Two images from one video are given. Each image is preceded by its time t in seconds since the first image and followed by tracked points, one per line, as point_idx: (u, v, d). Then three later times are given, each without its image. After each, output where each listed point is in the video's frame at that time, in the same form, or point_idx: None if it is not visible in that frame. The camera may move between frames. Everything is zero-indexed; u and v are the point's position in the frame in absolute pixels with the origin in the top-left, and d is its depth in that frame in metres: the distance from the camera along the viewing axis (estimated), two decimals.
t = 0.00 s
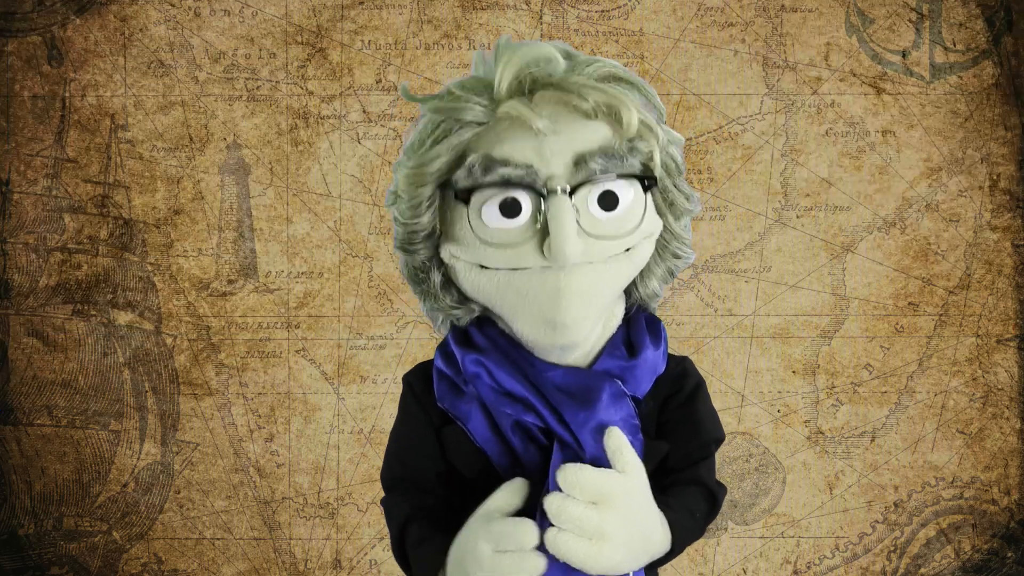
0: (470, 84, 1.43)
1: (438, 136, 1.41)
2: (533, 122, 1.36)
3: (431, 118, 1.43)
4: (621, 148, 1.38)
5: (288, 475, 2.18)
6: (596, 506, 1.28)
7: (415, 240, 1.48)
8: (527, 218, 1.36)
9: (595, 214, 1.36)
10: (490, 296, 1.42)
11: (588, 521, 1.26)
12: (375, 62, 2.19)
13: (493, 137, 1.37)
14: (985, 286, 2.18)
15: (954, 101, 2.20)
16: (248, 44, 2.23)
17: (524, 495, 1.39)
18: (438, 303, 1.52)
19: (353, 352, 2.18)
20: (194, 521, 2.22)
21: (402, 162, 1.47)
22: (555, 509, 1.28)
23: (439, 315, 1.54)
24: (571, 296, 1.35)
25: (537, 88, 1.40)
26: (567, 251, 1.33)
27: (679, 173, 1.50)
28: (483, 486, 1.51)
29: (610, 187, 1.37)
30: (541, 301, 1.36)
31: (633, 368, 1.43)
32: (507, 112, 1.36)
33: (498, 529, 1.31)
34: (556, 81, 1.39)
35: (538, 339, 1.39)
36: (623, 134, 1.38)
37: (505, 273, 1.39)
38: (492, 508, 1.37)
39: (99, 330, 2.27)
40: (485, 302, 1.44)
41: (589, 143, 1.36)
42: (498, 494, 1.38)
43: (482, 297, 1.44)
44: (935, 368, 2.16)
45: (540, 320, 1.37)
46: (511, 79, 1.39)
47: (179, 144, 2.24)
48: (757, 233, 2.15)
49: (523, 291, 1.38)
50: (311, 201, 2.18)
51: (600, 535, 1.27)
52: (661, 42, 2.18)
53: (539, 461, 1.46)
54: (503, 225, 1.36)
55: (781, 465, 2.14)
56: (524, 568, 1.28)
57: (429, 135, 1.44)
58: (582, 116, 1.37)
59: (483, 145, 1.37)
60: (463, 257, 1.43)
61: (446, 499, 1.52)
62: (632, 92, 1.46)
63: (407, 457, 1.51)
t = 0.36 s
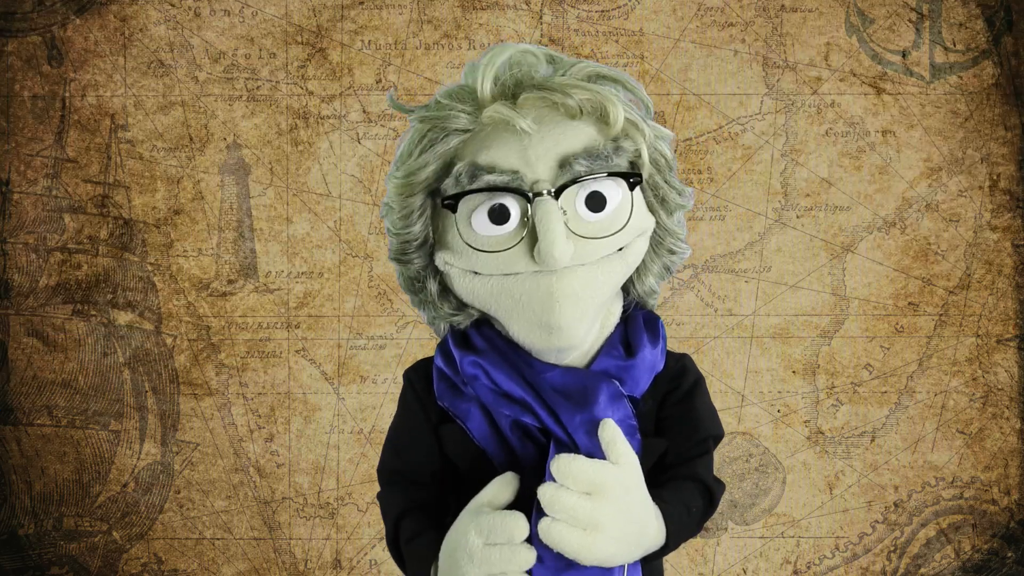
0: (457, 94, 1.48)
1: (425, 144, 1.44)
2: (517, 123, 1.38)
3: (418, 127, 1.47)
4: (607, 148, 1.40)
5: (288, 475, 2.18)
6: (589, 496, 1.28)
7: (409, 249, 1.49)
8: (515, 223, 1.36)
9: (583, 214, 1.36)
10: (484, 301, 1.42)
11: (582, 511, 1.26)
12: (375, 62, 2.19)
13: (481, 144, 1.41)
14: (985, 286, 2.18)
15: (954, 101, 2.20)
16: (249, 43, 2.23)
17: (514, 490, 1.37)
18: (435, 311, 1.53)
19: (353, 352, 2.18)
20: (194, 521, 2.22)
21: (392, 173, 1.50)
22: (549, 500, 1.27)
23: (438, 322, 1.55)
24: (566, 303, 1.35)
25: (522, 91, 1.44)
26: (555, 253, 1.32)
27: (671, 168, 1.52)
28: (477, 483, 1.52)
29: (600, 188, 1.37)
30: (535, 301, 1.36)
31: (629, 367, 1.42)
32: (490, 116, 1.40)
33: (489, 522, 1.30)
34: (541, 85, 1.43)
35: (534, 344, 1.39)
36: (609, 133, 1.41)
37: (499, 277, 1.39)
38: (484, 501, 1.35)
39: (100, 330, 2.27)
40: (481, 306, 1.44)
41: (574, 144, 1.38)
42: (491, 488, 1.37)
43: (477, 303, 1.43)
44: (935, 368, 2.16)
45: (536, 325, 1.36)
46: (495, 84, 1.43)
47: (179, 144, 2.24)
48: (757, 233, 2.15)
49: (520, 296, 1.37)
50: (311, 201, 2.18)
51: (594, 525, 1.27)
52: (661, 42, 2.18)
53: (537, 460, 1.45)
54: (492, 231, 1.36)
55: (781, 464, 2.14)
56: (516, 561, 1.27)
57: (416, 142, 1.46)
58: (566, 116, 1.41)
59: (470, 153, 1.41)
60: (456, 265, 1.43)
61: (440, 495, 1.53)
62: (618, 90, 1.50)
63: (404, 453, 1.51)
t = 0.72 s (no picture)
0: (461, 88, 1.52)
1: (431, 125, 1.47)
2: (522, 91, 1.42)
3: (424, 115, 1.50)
4: (610, 116, 1.42)
5: (288, 475, 2.18)
6: (616, 503, 1.26)
7: (415, 246, 1.48)
8: (519, 177, 1.35)
9: (588, 174, 1.35)
10: (493, 314, 1.41)
11: (609, 518, 1.24)
12: (375, 62, 2.19)
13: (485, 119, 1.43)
14: (985, 287, 2.18)
15: (954, 101, 2.20)
16: (249, 43, 2.23)
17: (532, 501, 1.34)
18: (442, 315, 1.51)
19: (353, 352, 2.18)
20: (194, 521, 2.22)
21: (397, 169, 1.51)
22: (576, 508, 1.25)
23: (441, 328, 1.53)
24: (579, 311, 1.34)
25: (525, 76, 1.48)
26: (562, 200, 1.29)
27: (678, 168, 1.54)
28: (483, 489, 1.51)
29: (604, 150, 1.38)
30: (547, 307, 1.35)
31: (640, 376, 1.43)
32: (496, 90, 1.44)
33: (505, 535, 1.28)
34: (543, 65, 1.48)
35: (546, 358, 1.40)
36: (612, 107, 1.44)
37: (510, 294, 1.38)
38: (502, 512, 1.33)
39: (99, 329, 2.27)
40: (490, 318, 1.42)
41: (577, 111, 1.41)
42: (509, 499, 1.34)
43: (485, 312, 1.42)
44: (935, 368, 2.16)
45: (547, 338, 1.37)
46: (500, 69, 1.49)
47: (179, 144, 2.24)
48: (757, 233, 2.15)
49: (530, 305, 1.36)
50: (310, 201, 2.18)
51: (622, 531, 1.25)
52: (661, 42, 2.18)
53: (547, 471, 1.45)
54: (498, 190, 1.35)
55: (781, 464, 2.14)
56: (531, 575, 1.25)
57: (422, 131, 1.50)
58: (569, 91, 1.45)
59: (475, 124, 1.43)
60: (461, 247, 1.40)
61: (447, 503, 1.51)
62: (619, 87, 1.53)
63: (407, 460, 1.51)
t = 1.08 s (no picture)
0: (492, 74, 1.49)
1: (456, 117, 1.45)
2: (551, 105, 1.39)
3: (451, 101, 1.48)
4: (636, 139, 1.40)
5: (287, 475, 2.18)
6: (655, 498, 1.26)
7: (424, 223, 1.50)
8: (538, 204, 1.36)
9: (606, 203, 1.37)
10: (495, 279, 1.42)
11: (649, 513, 1.25)
12: (375, 62, 2.19)
13: (511, 123, 1.41)
14: (985, 286, 2.18)
15: (954, 101, 2.20)
16: (249, 43, 2.23)
17: (502, 491, 1.30)
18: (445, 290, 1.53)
19: (353, 352, 2.18)
20: (194, 521, 2.22)
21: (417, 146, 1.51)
22: (619, 503, 1.24)
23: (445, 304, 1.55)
24: (576, 285, 1.34)
25: (557, 76, 1.44)
26: (577, 235, 1.32)
27: (694, 176, 1.52)
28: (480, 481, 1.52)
29: (624, 175, 1.37)
30: (545, 284, 1.36)
31: (637, 359, 1.42)
32: (525, 96, 1.40)
33: (463, 523, 1.29)
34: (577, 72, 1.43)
35: (543, 329, 1.38)
36: (640, 126, 1.41)
37: (512, 257, 1.39)
38: (469, 500, 1.31)
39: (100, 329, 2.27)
40: (493, 288, 1.43)
41: (604, 132, 1.39)
42: (482, 487, 1.32)
43: (489, 283, 1.43)
44: (935, 368, 2.16)
45: (545, 307, 1.36)
46: (533, 66, 1.44)
47: (179, 144, 2.24)
48: (757, 233, 2.15)
49: (530, 279, 1.37)
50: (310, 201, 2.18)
51: (656, 526, 1.26)
52: (661, 42, 2.18)
53: (545, 457, 1.43)
54: (514, 207, 1.37)
55: (781, 464, 2.14)
56: (485, 564, 1.26)
57: (446, 115, 1.48)
58: (598, 104, 1.41)
59: (500, 129, 1.41)
60: (473, 243, 1.43)
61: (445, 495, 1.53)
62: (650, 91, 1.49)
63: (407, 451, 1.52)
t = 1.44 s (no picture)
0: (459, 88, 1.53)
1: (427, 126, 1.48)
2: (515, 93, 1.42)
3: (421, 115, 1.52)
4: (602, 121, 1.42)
5: (287, 475, 2.18)
6: (678, 498, 1.26)
7: (409, 243, 1.49)
8: (510, 180, 1.35)
9: (577, 174, 1.36)
10: (484, 312, 1.41)
11: (674, 513, 1.25)
12: (375, 62, 2.19)
13: (480, 122, 1.43)
14: (985, 287, 2.18)
15: (954, 101, 2.20)
16: (249, 43, 2.23)
17: (486, 496, 1.30)
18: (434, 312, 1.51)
19: (353, 352, 2.18)
20: (194, 521, 2.22)
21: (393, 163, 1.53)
22: (647, 504, 1.24)
23: (434, 327, 1.54)
24: (565, 308, 1.33)
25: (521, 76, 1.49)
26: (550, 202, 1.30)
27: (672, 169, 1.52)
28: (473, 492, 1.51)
29: (595, 152, 1.38)
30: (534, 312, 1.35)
31: (631, 376, 1.41)
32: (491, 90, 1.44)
33: (442, 528, 1.29)
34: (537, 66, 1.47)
35: (536, 357, 1.40)
36: (607, 110, 1.43)
37: (500, 292, 1.38)
38: (452, 505, 1.31)
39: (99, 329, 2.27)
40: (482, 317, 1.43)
41: (571, 113, 1.40)
42: (466, 493, 1.32)
43: (477, 310, 1.42)
44: (935, 368, 2.16)
45: (536, 340, 1.37)
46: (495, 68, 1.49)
47: (179, 143, 2.24)
48: (757, 234, 2.15)
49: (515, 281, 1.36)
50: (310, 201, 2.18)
51: (678, 526, 1.26)
52: (661, 42, 2.18)
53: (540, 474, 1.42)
54: (489, 190, 1.36)
55: (781, 465, 2.14)
56: (462, 568, 1.24)
57: (418, 128, 1.50)
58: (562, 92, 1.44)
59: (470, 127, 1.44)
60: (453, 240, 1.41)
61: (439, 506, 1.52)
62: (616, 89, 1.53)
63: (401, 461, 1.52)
